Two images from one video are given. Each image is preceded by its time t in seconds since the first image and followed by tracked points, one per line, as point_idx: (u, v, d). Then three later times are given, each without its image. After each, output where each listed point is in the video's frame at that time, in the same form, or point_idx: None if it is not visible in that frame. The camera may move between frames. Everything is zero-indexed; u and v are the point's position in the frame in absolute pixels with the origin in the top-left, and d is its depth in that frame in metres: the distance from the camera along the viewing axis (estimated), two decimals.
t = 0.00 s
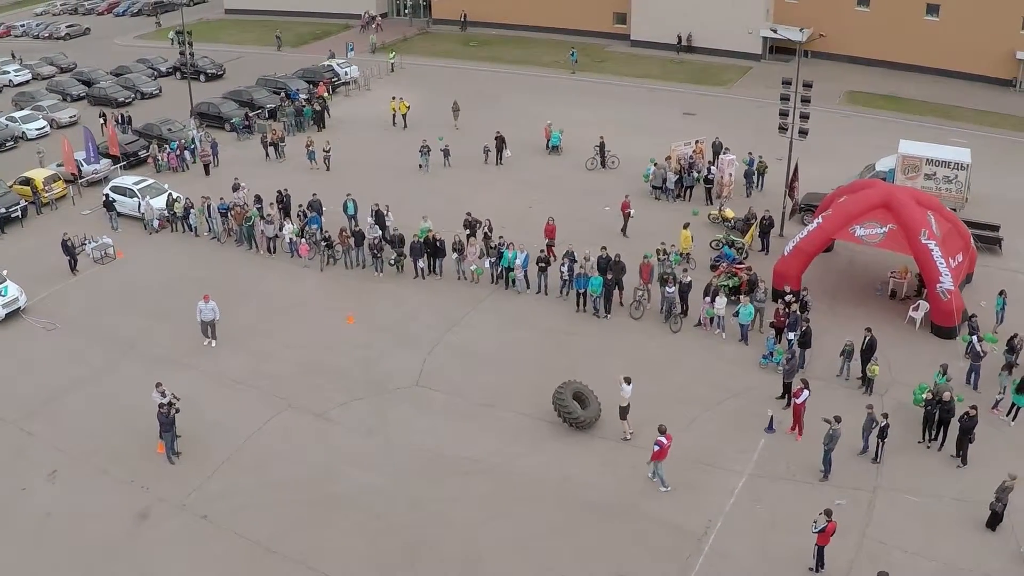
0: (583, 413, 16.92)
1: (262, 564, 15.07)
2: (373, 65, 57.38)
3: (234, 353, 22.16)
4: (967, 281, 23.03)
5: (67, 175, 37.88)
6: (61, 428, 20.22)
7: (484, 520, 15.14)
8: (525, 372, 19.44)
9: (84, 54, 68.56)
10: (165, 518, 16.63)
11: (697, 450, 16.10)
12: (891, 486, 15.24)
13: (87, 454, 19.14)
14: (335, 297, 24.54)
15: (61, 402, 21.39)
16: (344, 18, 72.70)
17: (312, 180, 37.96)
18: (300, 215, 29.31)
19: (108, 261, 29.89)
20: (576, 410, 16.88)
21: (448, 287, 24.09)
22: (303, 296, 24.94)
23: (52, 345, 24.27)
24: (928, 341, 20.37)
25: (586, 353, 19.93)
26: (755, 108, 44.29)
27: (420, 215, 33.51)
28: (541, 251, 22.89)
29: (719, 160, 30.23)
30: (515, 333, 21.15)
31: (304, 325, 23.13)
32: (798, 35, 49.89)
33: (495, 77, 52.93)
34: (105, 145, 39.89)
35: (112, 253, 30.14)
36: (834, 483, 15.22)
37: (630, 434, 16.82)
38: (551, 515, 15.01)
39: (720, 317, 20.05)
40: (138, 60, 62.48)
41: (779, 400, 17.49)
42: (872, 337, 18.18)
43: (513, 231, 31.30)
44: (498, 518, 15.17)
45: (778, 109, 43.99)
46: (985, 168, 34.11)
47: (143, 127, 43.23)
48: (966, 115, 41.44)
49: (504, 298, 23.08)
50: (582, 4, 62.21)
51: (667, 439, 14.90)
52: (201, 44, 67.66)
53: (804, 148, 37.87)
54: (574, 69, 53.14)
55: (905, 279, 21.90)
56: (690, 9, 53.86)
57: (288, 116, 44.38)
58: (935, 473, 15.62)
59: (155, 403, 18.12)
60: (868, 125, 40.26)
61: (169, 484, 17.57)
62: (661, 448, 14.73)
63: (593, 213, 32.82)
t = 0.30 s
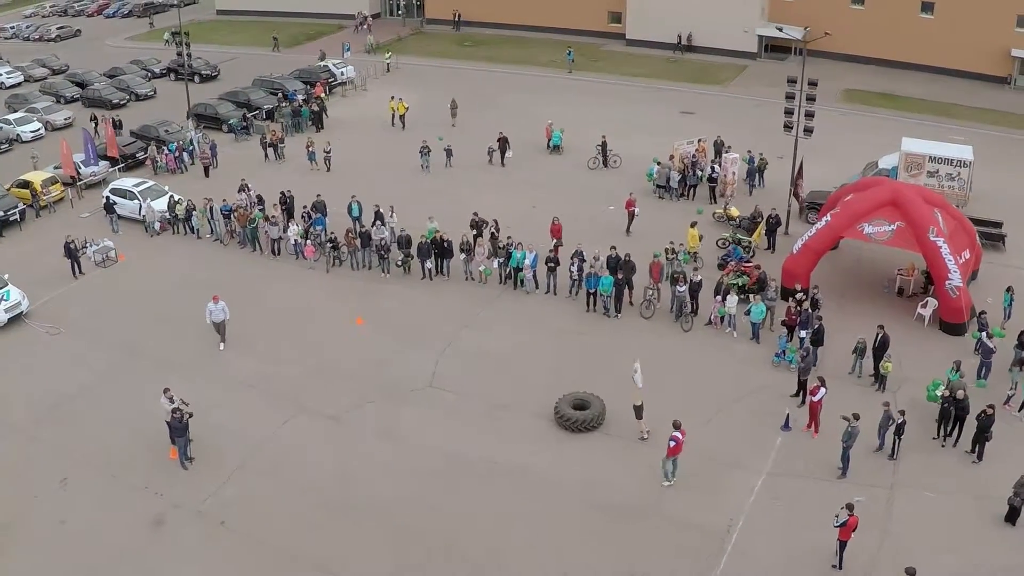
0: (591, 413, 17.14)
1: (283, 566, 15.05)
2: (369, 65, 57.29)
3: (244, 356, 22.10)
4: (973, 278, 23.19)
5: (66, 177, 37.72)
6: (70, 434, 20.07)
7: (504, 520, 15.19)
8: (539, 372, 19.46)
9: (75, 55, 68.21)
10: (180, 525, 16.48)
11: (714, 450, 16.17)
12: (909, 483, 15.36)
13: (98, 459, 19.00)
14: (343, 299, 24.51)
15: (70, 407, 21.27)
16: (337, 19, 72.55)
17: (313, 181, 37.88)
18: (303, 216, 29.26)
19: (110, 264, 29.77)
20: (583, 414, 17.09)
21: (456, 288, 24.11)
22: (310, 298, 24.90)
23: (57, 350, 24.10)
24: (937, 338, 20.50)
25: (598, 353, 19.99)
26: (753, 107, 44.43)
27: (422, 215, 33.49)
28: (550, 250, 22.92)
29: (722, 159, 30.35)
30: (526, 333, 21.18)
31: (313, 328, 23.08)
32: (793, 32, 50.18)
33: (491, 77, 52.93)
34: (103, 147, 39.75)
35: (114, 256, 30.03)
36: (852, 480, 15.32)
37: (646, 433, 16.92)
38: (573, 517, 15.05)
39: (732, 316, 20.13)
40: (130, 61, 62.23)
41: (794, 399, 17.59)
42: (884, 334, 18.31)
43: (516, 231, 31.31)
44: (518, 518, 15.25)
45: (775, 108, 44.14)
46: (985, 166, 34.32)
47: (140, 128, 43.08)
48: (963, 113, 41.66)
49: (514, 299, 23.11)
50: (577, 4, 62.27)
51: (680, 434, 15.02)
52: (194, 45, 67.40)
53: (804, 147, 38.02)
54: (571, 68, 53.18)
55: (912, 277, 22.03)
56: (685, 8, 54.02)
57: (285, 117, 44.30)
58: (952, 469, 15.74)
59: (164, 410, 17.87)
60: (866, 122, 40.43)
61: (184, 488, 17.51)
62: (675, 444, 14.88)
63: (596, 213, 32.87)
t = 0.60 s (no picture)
0: (604, 412, 16.99)
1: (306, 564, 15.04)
2: (367, 65, 57.32)
3: (256, 356, 22.08)
4: (981, 274, 23.36)
5: (67, 179, 37.57)
6: (81, 438, 19.84)
7: (528, 518, 15.04)
8: (554, 370, 19.52)
9: (68, 56, 67.93)
10: (198, 530, 16.13)
11: (734, 447, 16.26)
12: (928, 478, 15.49)
13: (112, 463, 18.78)
14: (353, 299, 24.53)
15: (80, 408, 21.19)
16: (332, 19, 72.47)
17: (315, 182, 37.86)
18: (310, 216, 29.29)
19: (114, 266, 29.67)
20: (596, 413, 16.94)
21: (467, 288, 24.17)
22: (321, 298, 24.90)
23: (66, 354, 23.96)
24: (948, 334, 20.68)
25: (612, 352, 20.07)
26: (753, 105, 44.61)
27: (426, 215, 33.51)
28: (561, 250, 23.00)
29: (728, 158, 30.55)
30: (539, 333, 21.24)
31: (324, 328, 23.00)
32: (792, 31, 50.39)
33: (489, 77, 53.02)
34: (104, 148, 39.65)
35: (119, 258, 29.97)
36: (871, 476, 15.45)
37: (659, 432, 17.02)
38: (597, 514, 14.97)
39: (745, 314, 20.27)
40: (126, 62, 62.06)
41: (810, 396, 17.70)
42: (898, 331, 18.45)
43: (521, 231, 31.36)
44: (543, 516, 15.08)
45: (775, 106, 44.37)
46: (985, 163, 34.57)
47: (140, 129, 42.96)
48: (961, 110, 41.94)
49: (525, 298, 23.18)
50: (573, 3, 62.43)
51: (696, 432, 15.07)
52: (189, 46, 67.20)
53: (805, 145, 38.24)
54: (569, 67, 53.29)
55: (921, 273, 22.18)
56: (682, 6, 54.14)
57: (285, 117, 44.29)
58: (970, 464, 15.89)
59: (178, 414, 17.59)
60: (866, 120, 40.67)
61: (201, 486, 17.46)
62: (690, 442, 14.85)
63: (601, 212, 32.94)
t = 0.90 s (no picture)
0: (622, 411, 17.02)
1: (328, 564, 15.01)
2: (367, 65, 57.31)
3: (267, 356, 22.05)
4: (990, 271, 23.51)
5: (69, 180, 37.33)
6: (93, 441, 19.63)
7: (554, 519, 14.90)
8: (569, 369, 19.57)
9: (64, 57, 67.66)
10: (217, 534, 15.83)
11: (753, 446, 16.33)
12: (947, 475, 15.60)
13: (126, 467, 18.57)
14: (363, 299, 24.53)
15: (91, 409, 21.10)
16: (329, 19, 72.34)
17: (319, 182, 37.83)
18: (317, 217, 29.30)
19: (120, 268, 29.69)
20: (614, 413, 16.98)
21: (478, 288, 24.21)
22: (330, 298, 24.88)
23: (74, 356, 23.87)
24: (959, 331, 20.80)
25: (626, 351, 20.13)
26: (754, 104, 44.73)
27: (432, 214, 33.52)
28: (573, 250, 23.08)
29: (733, 157, 31.12)
30: (553, 332, 21.28)
31: (336, 327, 22.90)
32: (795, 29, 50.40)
33: (489, 77, 53.08)
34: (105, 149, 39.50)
35: (124, 261, 29.90)
36: (891, 473, 15.55)
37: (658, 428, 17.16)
38: (622, 513, 14.91)
39: (759, 313, 20.38)
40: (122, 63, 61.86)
41: (827, 395, 17.82)
42: (913, 328, 18.58)
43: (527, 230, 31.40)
44: (569, 514, 14.99)
45: (775, 105, 44.52)
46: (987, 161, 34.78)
47: (140, 130, 42.83)
48: (960, 108, 42.18)
49: (537, 298, 23.22)
50: (571, 3, 62.54)
51: (709, 433, 15.15)
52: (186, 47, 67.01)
53: (808, 144, 38.43)
54: (568, 66, 53.41)
55: (931, 271, 22.32)
56: (681, 5, 54.27)
57: (287, 117, 44.26)
58: (987, 460, 16.01)
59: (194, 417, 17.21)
60: (867, 118, 40.84)
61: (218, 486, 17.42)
62: (706, 441, 15.00)
63: (607, 211, 32.99)
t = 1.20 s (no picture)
0: (637, 412, 17.09)
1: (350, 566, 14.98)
2: (362, 66, 57.22)
3: (277, 358, 21.97)
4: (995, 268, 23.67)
5: (67, 183, 36.92)
6: (99, 447, 19.07)
7: (577, 523, 14.89)
8: (582, 369, 19.60)
9: (55, 59, 67.16)
10: (235, 542, 15.43)
11: (771, 445, 16.40)
12: (964, 471, 15.70)
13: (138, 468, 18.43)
14: (372, 300, 24.50)
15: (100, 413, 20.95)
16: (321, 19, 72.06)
17: (320, 183, 37.74)
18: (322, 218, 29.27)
19: (121, 272, 29.35)
20: (629, 413, 17.04)
21: (486, 289, 24.21)
22: (338, 300, 24.83)
23: (79, 358, 23.68)
24: (967, 328, 20.94)
25: (639, 350, 20.17)
26: (751, 103, 44.92)
27: (434, 214, 33.49)
28: (583, 249, 23.15)
29: (736, 155, 31.37)
30: (564, 332, 21.30)
31: (345, 330, 22.83)
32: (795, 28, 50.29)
33: (485, 77, 53.11)
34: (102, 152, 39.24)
35: (125, 264, 29.55)
36: (908, 470, 15.66)
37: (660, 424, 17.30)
38: (645, 515, 14.93)
39: (770, 311, 20.50)
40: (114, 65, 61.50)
41: (841, 393, 17.92)
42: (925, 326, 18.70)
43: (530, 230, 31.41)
44: (593, 517, 14.99)
45: (772, 103, 44.71)
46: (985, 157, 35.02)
47: (137, 131, 42.59)
48: (956, 105, 42.44)
49: (546, 299, 23.25)
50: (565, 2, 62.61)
51: (724, 433, 15.22)
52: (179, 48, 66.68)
53: (806, 142, 38.61)
54: (565, 65, 53.53)
55: (938, 269, 22.46)
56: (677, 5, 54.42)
57: (285, 118, 44.18)
58: (1003, 456, 16.12)
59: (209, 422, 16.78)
60: (864, 115, 41.05)
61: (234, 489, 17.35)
62: (719, 442, 15.07)
63: (610, 211, 33.02)
